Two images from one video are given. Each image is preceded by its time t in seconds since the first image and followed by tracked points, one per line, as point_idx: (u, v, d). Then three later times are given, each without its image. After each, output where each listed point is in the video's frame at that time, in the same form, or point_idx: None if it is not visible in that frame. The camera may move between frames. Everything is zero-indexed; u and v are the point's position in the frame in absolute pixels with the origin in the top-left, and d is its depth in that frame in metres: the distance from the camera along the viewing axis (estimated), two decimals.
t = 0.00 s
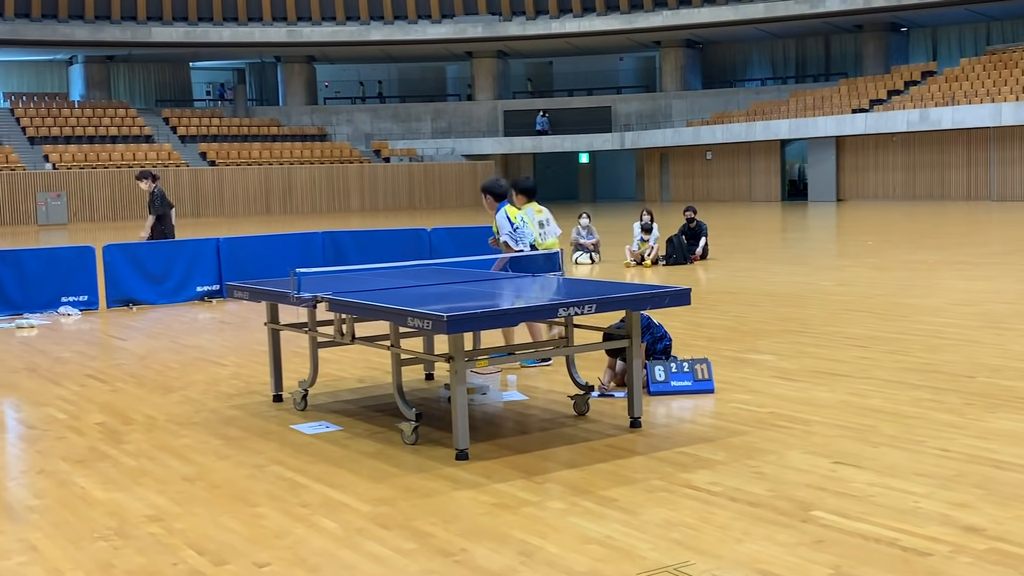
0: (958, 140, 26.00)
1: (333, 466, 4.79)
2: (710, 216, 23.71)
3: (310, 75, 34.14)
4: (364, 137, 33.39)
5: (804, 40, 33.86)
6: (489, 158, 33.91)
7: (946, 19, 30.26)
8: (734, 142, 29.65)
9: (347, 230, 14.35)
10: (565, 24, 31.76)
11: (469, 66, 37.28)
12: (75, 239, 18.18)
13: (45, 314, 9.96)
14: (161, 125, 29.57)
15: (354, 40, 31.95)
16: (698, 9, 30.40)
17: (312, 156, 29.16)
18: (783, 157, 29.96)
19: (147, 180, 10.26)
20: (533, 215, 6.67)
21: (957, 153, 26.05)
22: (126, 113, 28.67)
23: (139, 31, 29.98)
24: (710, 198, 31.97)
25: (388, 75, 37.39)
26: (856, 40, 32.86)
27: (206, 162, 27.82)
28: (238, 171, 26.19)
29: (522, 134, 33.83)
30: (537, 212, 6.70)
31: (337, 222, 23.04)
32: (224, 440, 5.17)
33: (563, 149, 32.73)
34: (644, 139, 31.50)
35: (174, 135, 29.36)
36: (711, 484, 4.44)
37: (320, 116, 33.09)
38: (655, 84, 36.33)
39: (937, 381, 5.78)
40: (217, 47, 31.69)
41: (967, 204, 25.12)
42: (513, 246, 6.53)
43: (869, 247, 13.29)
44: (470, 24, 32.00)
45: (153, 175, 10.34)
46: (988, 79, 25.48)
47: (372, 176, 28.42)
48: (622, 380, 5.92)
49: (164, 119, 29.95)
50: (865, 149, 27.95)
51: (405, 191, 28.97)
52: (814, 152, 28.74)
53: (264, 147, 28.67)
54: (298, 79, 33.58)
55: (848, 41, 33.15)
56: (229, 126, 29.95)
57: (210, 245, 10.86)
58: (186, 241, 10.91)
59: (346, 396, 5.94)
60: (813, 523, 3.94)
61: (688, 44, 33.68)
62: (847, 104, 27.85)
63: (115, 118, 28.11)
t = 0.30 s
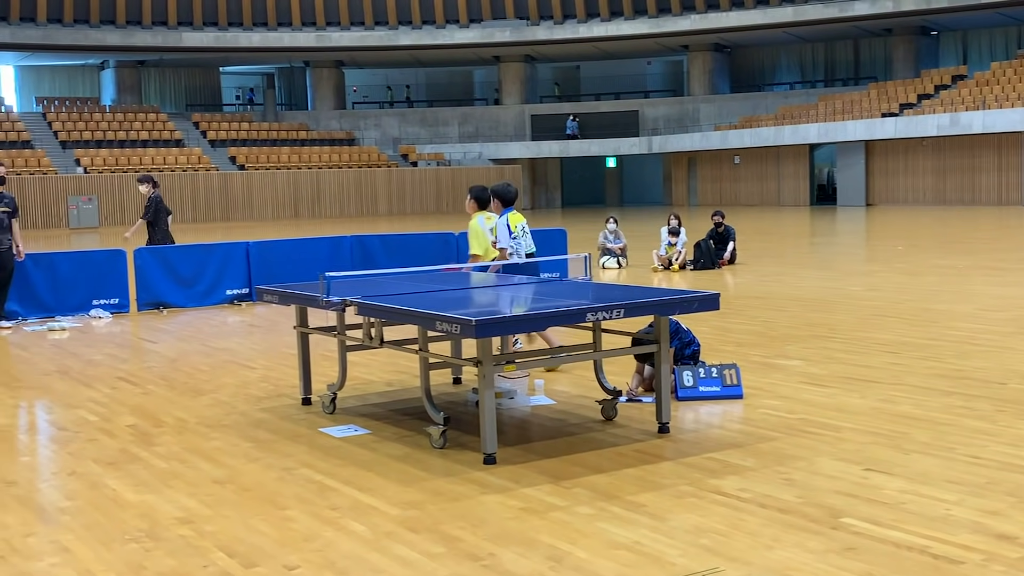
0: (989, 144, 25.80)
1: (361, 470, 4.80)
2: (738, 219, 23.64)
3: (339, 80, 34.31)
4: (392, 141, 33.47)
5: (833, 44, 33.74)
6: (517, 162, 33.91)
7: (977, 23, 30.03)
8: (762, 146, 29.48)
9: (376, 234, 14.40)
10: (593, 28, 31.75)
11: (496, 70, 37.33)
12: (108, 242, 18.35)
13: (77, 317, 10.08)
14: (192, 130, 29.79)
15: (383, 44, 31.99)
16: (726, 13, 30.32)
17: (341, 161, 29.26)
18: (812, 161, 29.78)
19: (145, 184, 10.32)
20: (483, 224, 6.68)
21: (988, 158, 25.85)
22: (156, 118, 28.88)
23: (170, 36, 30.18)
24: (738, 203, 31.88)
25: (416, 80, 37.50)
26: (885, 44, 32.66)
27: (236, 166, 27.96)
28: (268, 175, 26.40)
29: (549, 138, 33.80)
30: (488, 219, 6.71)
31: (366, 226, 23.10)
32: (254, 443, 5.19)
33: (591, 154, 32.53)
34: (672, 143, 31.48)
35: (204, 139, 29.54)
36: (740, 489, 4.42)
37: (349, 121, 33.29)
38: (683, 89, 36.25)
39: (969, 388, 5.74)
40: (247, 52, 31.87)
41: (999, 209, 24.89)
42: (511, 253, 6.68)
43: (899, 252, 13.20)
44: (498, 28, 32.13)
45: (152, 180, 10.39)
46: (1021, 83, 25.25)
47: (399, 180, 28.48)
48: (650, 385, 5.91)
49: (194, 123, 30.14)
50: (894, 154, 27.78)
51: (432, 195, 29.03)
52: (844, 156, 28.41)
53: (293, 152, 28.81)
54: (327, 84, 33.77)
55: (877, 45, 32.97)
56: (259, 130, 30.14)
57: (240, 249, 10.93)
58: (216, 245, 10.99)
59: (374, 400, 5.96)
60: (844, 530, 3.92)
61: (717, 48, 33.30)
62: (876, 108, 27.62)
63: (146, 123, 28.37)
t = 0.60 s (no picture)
0: None
1: (409, 474, 4.84)
2: (785, 225, 23.48)
3: (385, 87, 34.53)
4: (438, 147, 33.55)
5: (881, 48, 33.42)
6: (561, 168, 33.86)
7: None
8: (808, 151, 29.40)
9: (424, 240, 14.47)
10: (638, 34, 31.60)
11: (542, 76, 37.30)
12: (161, 248, 18.60)
13: (129, 321, 10.26)
14: (241, 137, 30.10)
15: (429, 51, 32.06)
16: (772, 17, 30.09)
17: (386, 167, 29.36)
18: (860, 166, 29.56)
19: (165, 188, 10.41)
20: (456, 226, 6.87)
21: None
22: (207, 124, 29.25)
23: (220, 44, 30.54)
24: (784, 208, 31.65)
25: (462, 86, 37.61)
26: (934, 49, 32.31)
27: (284, 172, 28.16)
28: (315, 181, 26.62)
29: (595, 143, 33.66)
30: (462, 224, 6.90)
31: (413, 231, 23.19)
32: (303, 446, 5.25)
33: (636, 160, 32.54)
34: (717, 148, 31.28)
35: (253, 146, 29.83)
36: (788, 498, 4.40)
37: (395, 127, 33.47)
38: (729, 94, 36.06)
39: (1020, 396, 5.66)
40: (296, 60, 32.16)
41: None
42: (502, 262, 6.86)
43: (949, 258, 13.03)
44: (542, 35, 32.02)
45: (172, 186, 10.49)
46: None
47: (445, 186, 28.58)
48: (697, 392, 5.89)
49: (243, 130, 30.45)
50: (943, 159, 27.49)
51: (477, 201, 29.09)
52: (891, 162, 28.28)
53: (340, 157, 28.97)
54: (374, 91, 33.98)
55: (926, 50, 32.63)
56: (307, 137, 30.38)
57: (288, 254, 11.06)
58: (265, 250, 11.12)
59: (421, 404, 5.99)
60: (894, 538, 3.88)
61: (763, 54, 33.31)
62: (925, 113, 27.29)
63: (196, 130, 28.75)
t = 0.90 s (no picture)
0: None
1: (476, 481, 4.86)
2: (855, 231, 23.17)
3: (450, 95, 34.77)
4: (502, 155, 33.60)
5: (951, 53, 32.83)
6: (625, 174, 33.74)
7: None
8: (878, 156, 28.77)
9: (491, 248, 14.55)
10: (704, 39, 31.09)
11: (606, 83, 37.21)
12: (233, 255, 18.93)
13: (202, 327, 10.45)
14: (309, 145, 30.48)
15: (494, 59, 32.08)
16: (839, 22, 29.61)
17: (451, 174, 29.44)
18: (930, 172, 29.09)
19: (206, 198, 10.53)
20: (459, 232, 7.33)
21: None
22: (276, 133, 29.68)
23: (290, 54, 31.00)
24: (852, 215, 31.21)
25: (526, 93, 37.71)
26: (1007, 53, 31.66)
27: (351, 179, 28.39)
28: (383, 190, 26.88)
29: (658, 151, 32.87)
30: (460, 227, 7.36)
31: (480, 239, 23.30)
32: (371, 452, 5.30)
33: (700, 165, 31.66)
34: (784, 154, 30.87)
35: (321, 153, 30.18)
36: (858, 509, 4.34)
37: (460, 135, 33.66)
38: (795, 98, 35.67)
39: None
40: (363, 69, 32.47)
41: None
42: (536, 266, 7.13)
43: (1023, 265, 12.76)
44: (608, 41, 31.88)
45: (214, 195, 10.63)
46: None
47: (509, 193, 28.71)
48: (765, 401, 5.85)
49: (312, 139, 30.83)
50: (1015, 165, 26.91)
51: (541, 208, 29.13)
52: (962, 167, 27.86)
53: (406, 165, 29.15)
54: (439, 99, 34.24)
55: (998, 54, 32.00)
56: (373, 145, 30.67)
57: (356, 261, 11.19)
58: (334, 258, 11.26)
59: (487, 411, 6.02)
60: (968, 552, 3.81)
61: (830, 58, 32.86)
62: (998, 117, 26.71)
63: (266, 138, 29.21)
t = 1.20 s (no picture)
0: None
1: (552, 486, 4.87)
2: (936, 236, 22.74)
3: (523, 101, 34.90)
4: (574, 160, 33.42)
5: None
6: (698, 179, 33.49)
7: None
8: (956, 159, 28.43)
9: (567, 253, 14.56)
10: (779, 41, 30.69)
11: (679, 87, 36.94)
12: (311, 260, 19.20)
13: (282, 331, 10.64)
14: (384, 151, 30.78)
15: (566, 65, 32.08)
16: (917, 23, 29.12)
17: (524, 179, 29.45)
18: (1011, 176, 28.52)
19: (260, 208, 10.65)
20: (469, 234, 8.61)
21: None
22: (352, 140, 30.07)
23: (365, 62, 31.43)
24: (930, 219, 30.65)
25: (598, 98, 37.63)
26: None
27: (424, 185, 28.53)
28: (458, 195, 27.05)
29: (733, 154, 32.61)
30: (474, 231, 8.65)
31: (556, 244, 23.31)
32: (447, 456, 5.34)
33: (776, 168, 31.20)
34: (860, 157, 30.41)
35: (395, 160, 30.46)
36: (942, 519, 4.26)
37: (531, 141, 33.68)
38: (872, 101, 35.08)
39: None
40: (436, 76, 32.69)
41: None
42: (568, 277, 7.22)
43: None
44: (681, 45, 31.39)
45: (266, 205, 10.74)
46: None
47: (580, 198, 28.77)
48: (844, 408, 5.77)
49: (386, 145, 31.14)
50: None
51: (613, 213, 29.10)
52: None
53: (479, 171, 29.23)
54: (511, 105, 34.37)
55: None
56: (447, 152, 30.89)
57: (431, 266, 11.28)
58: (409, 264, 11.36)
59: (562, 417, 6.03)
60: None
61: (909, 60, 32.10)
62: None
63: (342, 145, 29.60)
